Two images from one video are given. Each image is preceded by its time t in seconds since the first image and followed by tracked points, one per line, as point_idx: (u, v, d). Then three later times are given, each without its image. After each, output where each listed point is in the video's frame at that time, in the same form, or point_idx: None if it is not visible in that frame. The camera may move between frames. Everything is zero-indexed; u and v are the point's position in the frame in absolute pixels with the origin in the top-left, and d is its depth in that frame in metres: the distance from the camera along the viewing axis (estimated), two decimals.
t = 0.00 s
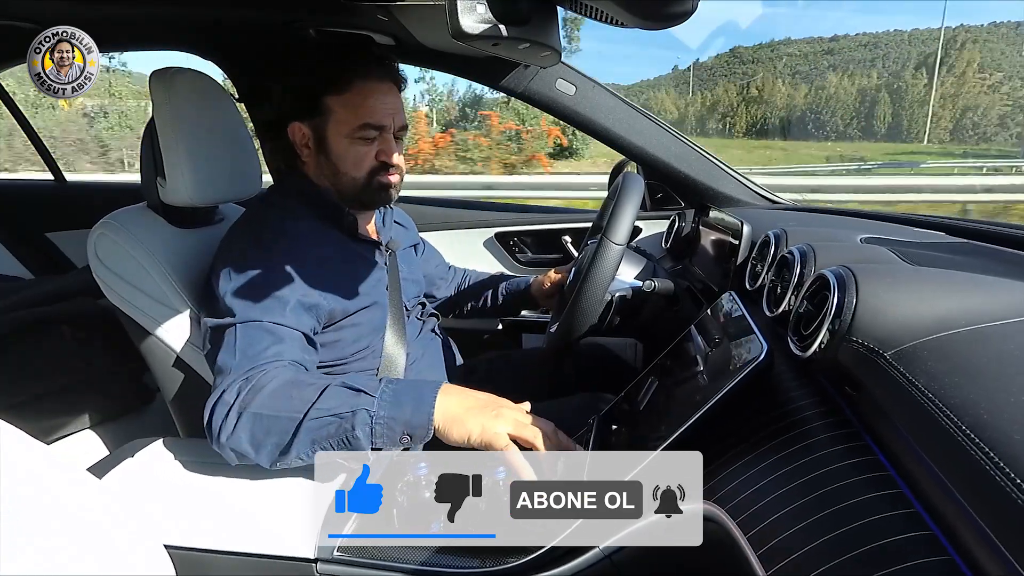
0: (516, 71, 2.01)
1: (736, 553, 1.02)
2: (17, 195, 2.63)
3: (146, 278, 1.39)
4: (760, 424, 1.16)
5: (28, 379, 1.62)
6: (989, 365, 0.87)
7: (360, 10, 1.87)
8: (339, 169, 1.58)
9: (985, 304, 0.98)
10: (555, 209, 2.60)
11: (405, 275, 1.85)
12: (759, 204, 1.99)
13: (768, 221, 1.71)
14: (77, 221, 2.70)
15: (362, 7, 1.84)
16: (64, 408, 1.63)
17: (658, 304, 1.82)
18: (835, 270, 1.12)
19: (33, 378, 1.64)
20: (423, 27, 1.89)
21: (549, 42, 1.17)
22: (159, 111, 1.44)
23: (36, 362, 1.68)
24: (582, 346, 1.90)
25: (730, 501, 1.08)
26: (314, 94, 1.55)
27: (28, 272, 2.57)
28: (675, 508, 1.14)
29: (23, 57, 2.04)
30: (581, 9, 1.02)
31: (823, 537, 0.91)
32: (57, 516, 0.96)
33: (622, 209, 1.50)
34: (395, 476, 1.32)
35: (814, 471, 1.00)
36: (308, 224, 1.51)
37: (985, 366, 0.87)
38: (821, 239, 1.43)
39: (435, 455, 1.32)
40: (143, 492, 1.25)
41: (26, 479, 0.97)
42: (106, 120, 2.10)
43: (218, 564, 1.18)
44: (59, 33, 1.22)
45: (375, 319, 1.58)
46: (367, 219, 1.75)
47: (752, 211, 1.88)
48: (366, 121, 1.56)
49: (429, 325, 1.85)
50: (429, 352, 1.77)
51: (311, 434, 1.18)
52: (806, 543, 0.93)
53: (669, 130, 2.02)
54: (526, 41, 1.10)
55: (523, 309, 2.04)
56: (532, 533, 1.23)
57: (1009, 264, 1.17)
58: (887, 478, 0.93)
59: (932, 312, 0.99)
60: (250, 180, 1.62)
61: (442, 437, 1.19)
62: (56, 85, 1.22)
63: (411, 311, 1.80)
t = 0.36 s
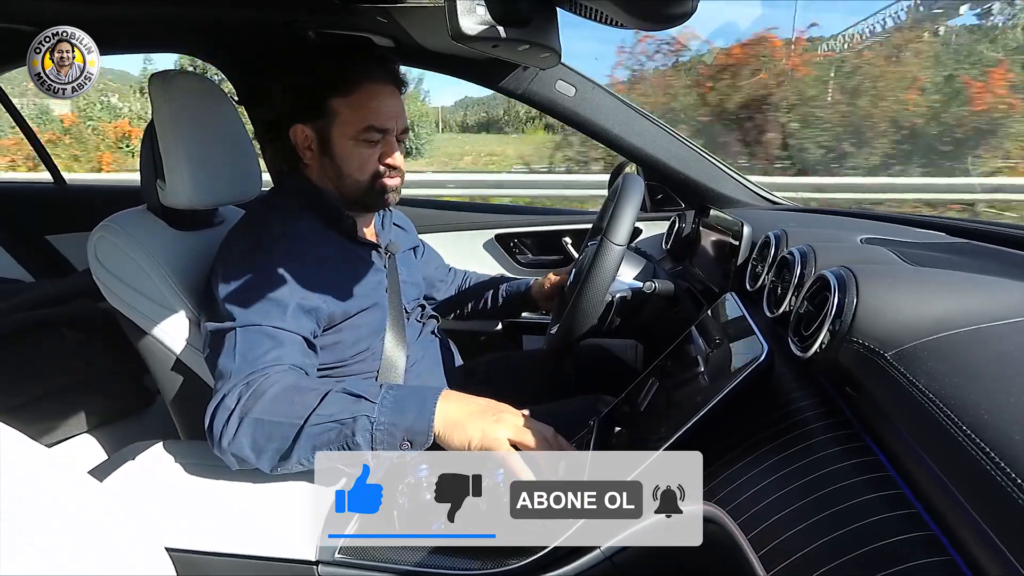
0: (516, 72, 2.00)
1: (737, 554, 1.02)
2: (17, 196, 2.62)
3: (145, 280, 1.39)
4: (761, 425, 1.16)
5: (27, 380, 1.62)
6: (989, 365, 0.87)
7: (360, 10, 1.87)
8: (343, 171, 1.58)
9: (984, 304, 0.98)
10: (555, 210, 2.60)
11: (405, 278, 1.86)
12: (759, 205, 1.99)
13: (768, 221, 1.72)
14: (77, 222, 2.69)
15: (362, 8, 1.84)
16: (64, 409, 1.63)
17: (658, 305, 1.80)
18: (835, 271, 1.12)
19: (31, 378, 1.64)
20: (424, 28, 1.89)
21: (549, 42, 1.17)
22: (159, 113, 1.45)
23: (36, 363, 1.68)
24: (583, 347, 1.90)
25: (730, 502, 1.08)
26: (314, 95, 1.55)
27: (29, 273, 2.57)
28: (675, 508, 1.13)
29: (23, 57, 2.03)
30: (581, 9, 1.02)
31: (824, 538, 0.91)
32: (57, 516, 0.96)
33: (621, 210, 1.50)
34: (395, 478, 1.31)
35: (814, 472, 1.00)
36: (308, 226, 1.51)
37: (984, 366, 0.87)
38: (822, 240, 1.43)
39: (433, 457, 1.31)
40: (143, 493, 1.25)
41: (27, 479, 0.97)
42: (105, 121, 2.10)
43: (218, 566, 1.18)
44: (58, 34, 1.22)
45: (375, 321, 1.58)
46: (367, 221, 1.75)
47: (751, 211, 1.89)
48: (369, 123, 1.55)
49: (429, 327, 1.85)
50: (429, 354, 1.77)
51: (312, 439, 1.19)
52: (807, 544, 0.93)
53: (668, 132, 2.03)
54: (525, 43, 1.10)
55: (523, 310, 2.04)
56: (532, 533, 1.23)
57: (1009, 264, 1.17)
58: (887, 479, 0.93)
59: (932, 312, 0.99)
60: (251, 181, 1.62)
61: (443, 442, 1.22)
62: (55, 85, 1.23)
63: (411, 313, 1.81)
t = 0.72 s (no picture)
0: (515, 72, 2.00)
1: (735, 554, 1.02)
2: (16, 195, 2.62)
3: (143, 278, 1.39)
4: (759, 425, 1.16)
5: (27, 380, 1.62)
6: (987, 366, 0.87)
7: (359, 10, 1.88)
8: (355, 164, 1.57)
9: (984, 305, 0.98)
10: (554, 211, 2.60)
11: (403, 278, 1.86)
12: (757, 206, 2.00)
13: (768, 221, 1.74)
14: (76, 222, 2.69)
15: (362, 8, 1.85)
16: (63, 409, 1.62)
17: (658, 305, 1.81)
18: (834, 271, 1.12)
19: (30, 378, 1.64)
20: (423, 28, 1.89)
21: (548, 43, 1.17)
22: (160, 112, 1.44)
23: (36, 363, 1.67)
24: (582, 347, 1.91)
25: (728, 503, 1.08)
26: (314, 94, 1.55)
27: (28, 272, 2.57)
28: (675, 507, 1.14)
29: (23, 57, 2.03)
30: (579, 10, 1.02)
31: (822, 539, 0.91)
32: (57, 516, 0.96)
33: (619, 210, 1.50)
34: (395, 477, 1.34)
35: (812, 472, 1.00)
36: (307, 225, 1.51)
37: (983, 366, 0.87)
38: (820, 240, 1.44)
39: (433, 456, 1.35)
40: (142, 493, 1.25)
41: (26, 479, 0.98)
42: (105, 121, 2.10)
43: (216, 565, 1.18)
44: (59, 33, 1.23)
45: (372, 321, 1.58)
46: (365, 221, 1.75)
47: (751, 211, 1.91)
48: (376, 114, 1.56)
49: (426, 327, 1.85)
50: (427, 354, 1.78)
51: (280, 426, 1.19)
52: (804, 545, 0.93)
53: (667, 132, 2.04)
54: (524, 44, 1.10)
55: (521, 311, 2.04)
56: (531, 533, 1.23)
57: (1008, 265, 1.17)
58: (886, 479, 0.93)
59: (931, 313, 0.99)
60: (249, 180, 1.62)
61: (408, 404, 1.18)
62: (55, 85, 1.23)
63: (409, 313, 1.81)
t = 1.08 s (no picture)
0: (513, 73, 2.00)
1: (733, 554, 1.02)
2: (15, 195, 2.62)
3: (142, 278, 1.39)
4: (758, 424, 1.16)
5: (27, 380, 1.62)
6: (986, 366, 0.87)
7: (358, 10, 1.88)
8: (363, 164, 1.58)
9: (983, 304, 0.98)
10: (552, 211, 2.60)
11: (401, 278, 1.86)
12: (755, 205, 2.00)
13: (767, 221, 1.74)
14: (76, 222, 2.69)
15: (361, 8, 1.85)
16: (62, 409, 1.62)
17: (656, 305, 1.81)
18: (832, 271, 1.12)
19: (29, 378, 1.64)
20: (421, 28, 1.90)
21: (547, 42, 1.17)
22: (158, 111, 1.44)
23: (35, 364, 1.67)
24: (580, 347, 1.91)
25: (727, 503, 1.08)
26: (314, 94, 1.55)
27: (27, 273, 2.56)
28: (674, 508, 1.13)
29: (24, 57, 2.04)
30: (578, 10, 1.03)
31: (821, 539, 0.91)
32: (57, 516, 0.96)
33: (619, 210, 1.50)
34: (394, 476, 1.34)
35: (810, 473, 1.00)
36: (306, 225, 1.51)
37: (982, 366, 0.87)
38: (818, 240, 1.44)
39: (433, 457, 1.37)
40: (141, 493, 1.25)
41: (26, 479, 0.98)
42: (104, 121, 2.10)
43: (215, 565, 1.18)
44: (59, 34, 1.23)
45: (371, 321, 1.58)
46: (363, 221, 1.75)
47: (750, 211, 1.91)
48: (383, 114, 1.57)
49: (424, 328, 1.85)
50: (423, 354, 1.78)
51: (282, 421, 1.19)
52: (803, 546, 0.93)
53: (666, 133, 2.03)
54: (522, 44, 1.10)
55: (520, 311, 2.04)
56: (532, 533, 1.23)
57: (1005, 264, 1.18)
58: (884, 479, 0.93)
59: (930, 312, 0.99)
60: (249, 178, 1.62)
61: (408, 387, 1.22)
62: (55, 85, 1.22)
63: (407, 313, 1.81)
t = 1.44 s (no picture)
0: (510, 73, 2.01)
1: (732, 555, 1.02)
2: (13, 196, 2.62)
3: (140, 278, 1.39)
4: (757, 424, 1.16)
5: (26, 380, 1.62)
6: (984, 365, 0.87)
7: (357, 10, 1.88)
8: (337, 169, 1.57)
9: (981, 304, 0.98)
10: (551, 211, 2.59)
11: (399, 276, 1.86)
12: (755, 206, 1.98)
13: (764, 221, 1.75)
14: (76, 222, 2.70)
15: (359, 8, 1.86)
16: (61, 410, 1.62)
17: (654, 305, 1.82)
18: (830, 271, 1.12)
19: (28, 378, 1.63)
20: (420, 28, 1.90)
21: (546, 43, 1.17)
22: (156, 111, 1.45)
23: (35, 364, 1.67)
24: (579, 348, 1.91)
25: (725, 504, 1.08)
26: (313, 94, 1.55)
27: (25, 273, 2.56)
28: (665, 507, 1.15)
29: (24, 57, 2.04)
30: (576, 11, 1.03)
31: (820, 539, 0.91)
32: (57, 516, 0.96)
33: (617, 211, 1.49)
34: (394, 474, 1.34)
35: (808, 473, 1.00)
36: (304, 224, 1.51)
37: (980, 365, 0.87)
38: (816, 240, 1.44)
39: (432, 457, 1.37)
40: (140, 494, 1.25)
41: (26, 479, 0.98)
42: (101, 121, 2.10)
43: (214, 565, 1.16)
44: (59, 34, 1.23)
45: (370, 318, 1.58)
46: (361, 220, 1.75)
47: (748, 211, 1.91)
48: (364, 121, 1.55)
49: (424, 327, 1.85)
50: (421, 354, 1.78)
51: (290, 433, 1.20)
52: (800, 548, 0.92)
53: (664, 133, 2.03)
54: (521, 44, 1.10)
55: (518, 311, 2.05)
56: (532, 533, 1.22)
57: (1001, 264, 1.18)
58: (882, 479, 0.93)
59: (928, 312, 0.99)
60: (247, 177, 1.62)
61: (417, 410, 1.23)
62: (55, 85, 1.23)
63: (406, 311, 1.82)
